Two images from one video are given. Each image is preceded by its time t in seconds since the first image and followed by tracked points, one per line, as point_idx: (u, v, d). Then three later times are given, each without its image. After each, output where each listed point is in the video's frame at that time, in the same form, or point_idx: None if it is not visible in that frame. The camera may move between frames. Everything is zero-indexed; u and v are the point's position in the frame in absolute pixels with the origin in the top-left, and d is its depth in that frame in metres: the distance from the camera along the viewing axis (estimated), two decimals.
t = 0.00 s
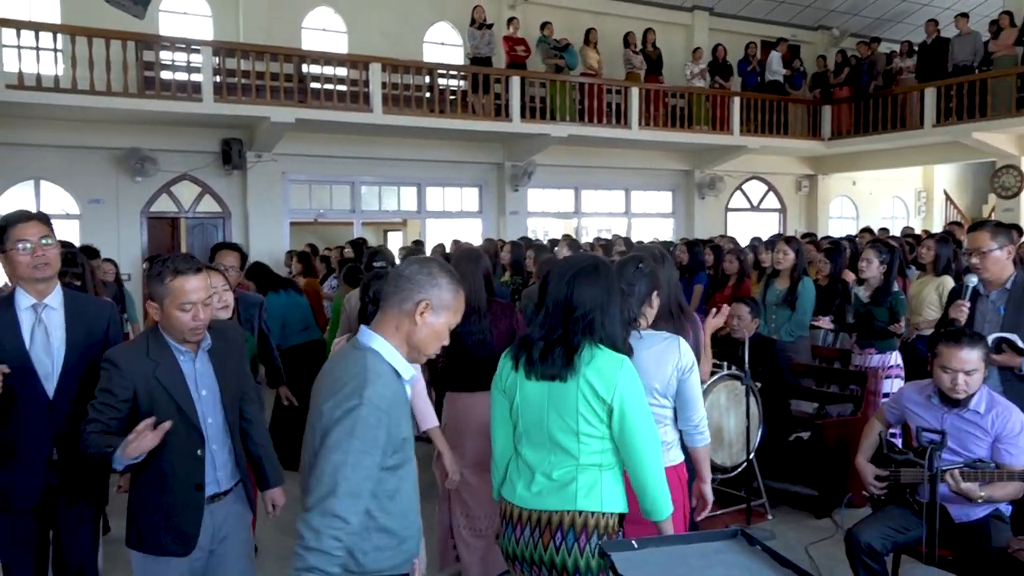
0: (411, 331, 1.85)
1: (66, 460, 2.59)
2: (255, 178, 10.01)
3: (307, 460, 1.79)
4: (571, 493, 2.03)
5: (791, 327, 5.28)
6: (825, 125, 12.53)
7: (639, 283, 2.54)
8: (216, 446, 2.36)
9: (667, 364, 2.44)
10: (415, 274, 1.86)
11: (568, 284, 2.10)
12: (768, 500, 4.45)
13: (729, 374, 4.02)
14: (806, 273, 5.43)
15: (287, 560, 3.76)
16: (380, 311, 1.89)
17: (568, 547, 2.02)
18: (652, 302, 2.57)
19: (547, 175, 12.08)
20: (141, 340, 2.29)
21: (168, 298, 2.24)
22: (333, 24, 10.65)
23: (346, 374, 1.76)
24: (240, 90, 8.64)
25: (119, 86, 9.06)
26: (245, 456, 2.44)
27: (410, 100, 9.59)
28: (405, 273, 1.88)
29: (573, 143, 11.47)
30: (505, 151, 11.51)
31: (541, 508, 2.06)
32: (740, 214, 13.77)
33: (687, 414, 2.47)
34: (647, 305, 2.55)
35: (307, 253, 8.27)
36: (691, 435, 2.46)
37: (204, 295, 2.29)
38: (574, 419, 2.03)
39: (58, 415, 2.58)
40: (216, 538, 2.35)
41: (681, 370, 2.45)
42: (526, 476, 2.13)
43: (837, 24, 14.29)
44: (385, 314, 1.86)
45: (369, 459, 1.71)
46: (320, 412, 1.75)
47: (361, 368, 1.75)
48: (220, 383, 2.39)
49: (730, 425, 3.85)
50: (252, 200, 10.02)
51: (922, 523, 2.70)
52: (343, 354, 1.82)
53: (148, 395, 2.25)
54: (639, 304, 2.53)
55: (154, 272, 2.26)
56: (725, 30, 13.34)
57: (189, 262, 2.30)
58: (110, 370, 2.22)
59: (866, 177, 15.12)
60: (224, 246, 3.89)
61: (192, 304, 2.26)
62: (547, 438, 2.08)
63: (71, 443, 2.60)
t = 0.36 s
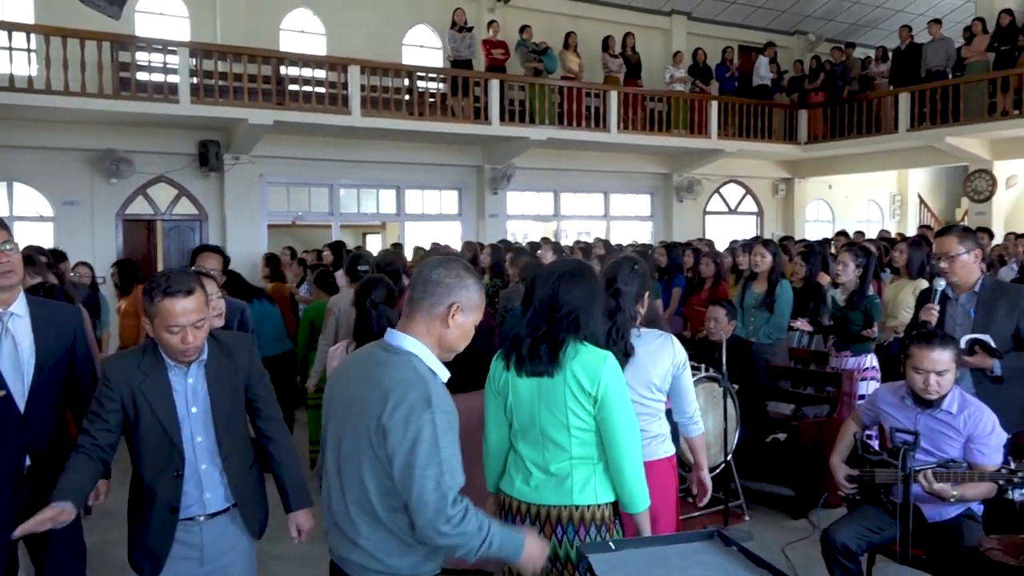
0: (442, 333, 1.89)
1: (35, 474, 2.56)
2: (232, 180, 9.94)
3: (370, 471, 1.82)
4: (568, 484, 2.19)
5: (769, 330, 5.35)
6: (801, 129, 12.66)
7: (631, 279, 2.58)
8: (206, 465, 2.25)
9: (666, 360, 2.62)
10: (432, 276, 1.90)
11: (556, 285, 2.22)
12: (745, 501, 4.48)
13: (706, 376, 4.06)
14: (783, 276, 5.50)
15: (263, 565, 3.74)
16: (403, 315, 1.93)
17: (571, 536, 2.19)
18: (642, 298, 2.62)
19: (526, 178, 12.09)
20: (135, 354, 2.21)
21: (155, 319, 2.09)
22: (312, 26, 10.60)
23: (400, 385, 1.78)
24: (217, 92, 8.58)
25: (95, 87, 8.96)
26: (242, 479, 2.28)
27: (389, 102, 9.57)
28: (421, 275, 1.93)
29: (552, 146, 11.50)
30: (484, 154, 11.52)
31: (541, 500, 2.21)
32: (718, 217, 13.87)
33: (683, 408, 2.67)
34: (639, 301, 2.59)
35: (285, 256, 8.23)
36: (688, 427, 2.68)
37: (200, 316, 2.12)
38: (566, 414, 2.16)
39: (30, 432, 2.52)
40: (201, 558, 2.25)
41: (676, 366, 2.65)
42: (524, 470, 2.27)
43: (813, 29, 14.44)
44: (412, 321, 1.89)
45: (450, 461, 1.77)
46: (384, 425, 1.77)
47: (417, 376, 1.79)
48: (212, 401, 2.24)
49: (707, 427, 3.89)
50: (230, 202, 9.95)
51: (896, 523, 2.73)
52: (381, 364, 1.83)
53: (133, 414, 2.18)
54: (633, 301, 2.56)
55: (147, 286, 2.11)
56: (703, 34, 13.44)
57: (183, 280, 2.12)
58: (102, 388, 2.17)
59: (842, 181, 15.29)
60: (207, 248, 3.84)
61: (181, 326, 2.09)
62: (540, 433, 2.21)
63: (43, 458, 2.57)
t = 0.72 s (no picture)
0: (447, 323, 2.01)
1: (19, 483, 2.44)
2: (204, 181, 9.85)
3: (397, 459, 1.90)
4: (574, 473, 2.24)
5: (745, 330, 5.35)
6: (772, 132, 12.80)
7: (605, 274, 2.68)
8: (166, 481, 2.11)
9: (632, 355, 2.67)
10: (427, 270, 1.99)
11: (550, 285, 2.27)
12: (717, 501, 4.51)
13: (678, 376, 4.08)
14: (756, 277, 5.53)
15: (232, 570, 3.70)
16: (405, 309, 2.00)
17: (581, 524, 2.23)
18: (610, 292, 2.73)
19: (500, 180, 12.09)
20: (93, 361, 2.08)
21: (115, 324, 1.99)
22: (285, 26, 10.53)
23: (424, 374, 1.88)
24: (188, 92, 8.49)
25: (63, 86, 8.83)
26: (207, 495, 2.15)
27: (363, 104, 9.54)
28: (417, 271, 2.01)
29: (526, 147, 11.51)
30: (458, 155, 11.51)
31: (546, 490, 2.25)
32: (691, 220, 13.97)
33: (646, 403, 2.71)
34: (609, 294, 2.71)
35: (259, 258, 8.17)
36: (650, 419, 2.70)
37: (162, 322, 2.01)
38: (569, 405, 2.21)
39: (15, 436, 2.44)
40: None
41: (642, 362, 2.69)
42: (527, 464, 2.30)
43: (784, 33, 14.60)
44: (415, 315, 1.97)
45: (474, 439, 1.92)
46: (413, 414, 1.86)
47: (438, 364, 1.90)
48: (174, 412, 2.11)
49: (680, 427, 3.91)
50: (201, 203, 9.85)
51: (864, 521, 2.77)
52: (397, 357, 1.92)
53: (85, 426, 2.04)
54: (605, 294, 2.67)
55: (107, 290, 2.01)
56: (676, 38, 13.55)
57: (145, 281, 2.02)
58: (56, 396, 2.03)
59: (812, 183, 15.47)
60: (160, 249, 3.81)
61: (141, 332, 1.97)
62: (542, 426, 2.25)
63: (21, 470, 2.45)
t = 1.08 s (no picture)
0: (435, 317, 2.02)
1: None
2: (174, 180, 9.75)
3: (401, 455, 1.92)
4: (586, 462, 2.35)
5: (718, 331, 5.39)
6: (744, 133, 12.92)
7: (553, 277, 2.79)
8: (138, 493, 2.04)
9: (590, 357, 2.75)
10: (411, 269, 2.00)
11: (552, 287, 2.34)
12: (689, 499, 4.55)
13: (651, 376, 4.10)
14: (729, 277, 5.56)
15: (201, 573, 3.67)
16: (393, 307, 2.02)
17: (592, 510, 2.36)
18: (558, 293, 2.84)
19: (475, 180, 12.09)
20: (58, 366, 1.97)
21: (101, 323, 1.90)
22: (257, 24, 10.45)
23: (425, 371, 1.91)
24: (159, 90, 8.38)
25: (30, 83, 8.69)
26: (171, 505, 2.10)
27: (336, 103, 9.48)
28: (401, 270, 2.01)
29: (501, 148, 11.52)
30: (432, 155, 11.49)
31: (562, 480, 2.33)
32: (664, 220, 14.06)
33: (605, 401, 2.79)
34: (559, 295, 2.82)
35: (230, 259, 8.10)
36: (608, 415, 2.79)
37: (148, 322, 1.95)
38: (584, 398, 2.34)
39: None
40: None
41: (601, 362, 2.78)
42: (540, 456, 2.36)
43: (756, 36, 14.75)
44: (404, 312, 1.99)
45: (475, 431, 1.96)
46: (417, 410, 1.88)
47: (434, 363, 1.93)
48: (148, 420, 2.06)
49: (653, 427, 3.93)
50: (171, 201, 9.74)
51: (832, 517, 2.80)
52: (394, 356, 1.94)
53: (53, 437, 1.92)
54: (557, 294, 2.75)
55: (88, 288, 1.92)
56: (649, 39, 13.63)
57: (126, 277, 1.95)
58: (19, 405, 1.90)
59: (783, 185, 15.64)
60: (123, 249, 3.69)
61: (129, 331, 1.91)
62: (560, 419, 2.33)
63: None
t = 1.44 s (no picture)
0: (444, 309, 2.08)
1: None
2: (143, 177, 9.62)
3: (439, 449, 1.97)
4: (554, 451, 2.44)
5: (692, 328, 5.42)
6: (716, 133, 13.02)
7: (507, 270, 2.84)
8: (155, 486, 2.00)
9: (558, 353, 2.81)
10: (419, 267, 2.03)
11: (522, 286, 2.39)
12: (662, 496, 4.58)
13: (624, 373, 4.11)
14: (702, 275, 5.61)
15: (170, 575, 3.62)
16: (399, 304, 2.04)
17: (560, 498, 2.44)
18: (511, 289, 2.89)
19: (449, 178, 12.08)
20: (71, 351, 1.87)
21: (137, 300, 1.87)
22: (227, 20, 10.34)
23: (456, 367, 1.97)
24: (127, 86, 8.26)
25: None
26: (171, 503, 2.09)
27: (308, 100, 9.41)
28: (406, 270, 2.04)
29: (474, 146, 11.51)
30: (406, 153, 11.46)
31: (533, 468, 2.40)
32: (637, 219, 14.13)
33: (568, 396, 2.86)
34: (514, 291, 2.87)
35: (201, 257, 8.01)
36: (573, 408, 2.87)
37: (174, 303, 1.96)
38: (555, 391, 2.43)
39: None
40: None
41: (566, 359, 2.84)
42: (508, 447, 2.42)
43: (728, 36, 14.86)
44: (416, 309, 2.02)
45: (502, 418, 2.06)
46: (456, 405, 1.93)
47: (461, 357, 1.99)
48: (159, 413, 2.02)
49: (625, 424, 3.95)
50: (141, 199, 9.61)
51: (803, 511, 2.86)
52: (422, 355, 1.97)
53: (80, 426, 1.83)
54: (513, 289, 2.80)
55: (119, 269, 1.88)
56: (623, 39, 13.69)
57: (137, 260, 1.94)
58: (44, 392, 1.77)
59: (754, 184, 15.78)
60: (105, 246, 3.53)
61: (164, 308, 1.91)
62: (530, 411, 2.41)
63: None
